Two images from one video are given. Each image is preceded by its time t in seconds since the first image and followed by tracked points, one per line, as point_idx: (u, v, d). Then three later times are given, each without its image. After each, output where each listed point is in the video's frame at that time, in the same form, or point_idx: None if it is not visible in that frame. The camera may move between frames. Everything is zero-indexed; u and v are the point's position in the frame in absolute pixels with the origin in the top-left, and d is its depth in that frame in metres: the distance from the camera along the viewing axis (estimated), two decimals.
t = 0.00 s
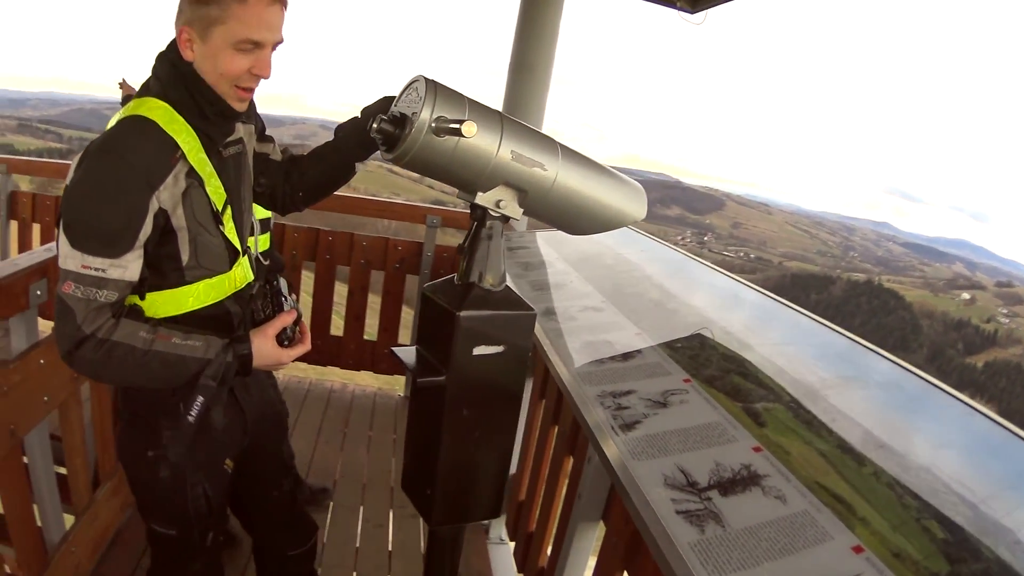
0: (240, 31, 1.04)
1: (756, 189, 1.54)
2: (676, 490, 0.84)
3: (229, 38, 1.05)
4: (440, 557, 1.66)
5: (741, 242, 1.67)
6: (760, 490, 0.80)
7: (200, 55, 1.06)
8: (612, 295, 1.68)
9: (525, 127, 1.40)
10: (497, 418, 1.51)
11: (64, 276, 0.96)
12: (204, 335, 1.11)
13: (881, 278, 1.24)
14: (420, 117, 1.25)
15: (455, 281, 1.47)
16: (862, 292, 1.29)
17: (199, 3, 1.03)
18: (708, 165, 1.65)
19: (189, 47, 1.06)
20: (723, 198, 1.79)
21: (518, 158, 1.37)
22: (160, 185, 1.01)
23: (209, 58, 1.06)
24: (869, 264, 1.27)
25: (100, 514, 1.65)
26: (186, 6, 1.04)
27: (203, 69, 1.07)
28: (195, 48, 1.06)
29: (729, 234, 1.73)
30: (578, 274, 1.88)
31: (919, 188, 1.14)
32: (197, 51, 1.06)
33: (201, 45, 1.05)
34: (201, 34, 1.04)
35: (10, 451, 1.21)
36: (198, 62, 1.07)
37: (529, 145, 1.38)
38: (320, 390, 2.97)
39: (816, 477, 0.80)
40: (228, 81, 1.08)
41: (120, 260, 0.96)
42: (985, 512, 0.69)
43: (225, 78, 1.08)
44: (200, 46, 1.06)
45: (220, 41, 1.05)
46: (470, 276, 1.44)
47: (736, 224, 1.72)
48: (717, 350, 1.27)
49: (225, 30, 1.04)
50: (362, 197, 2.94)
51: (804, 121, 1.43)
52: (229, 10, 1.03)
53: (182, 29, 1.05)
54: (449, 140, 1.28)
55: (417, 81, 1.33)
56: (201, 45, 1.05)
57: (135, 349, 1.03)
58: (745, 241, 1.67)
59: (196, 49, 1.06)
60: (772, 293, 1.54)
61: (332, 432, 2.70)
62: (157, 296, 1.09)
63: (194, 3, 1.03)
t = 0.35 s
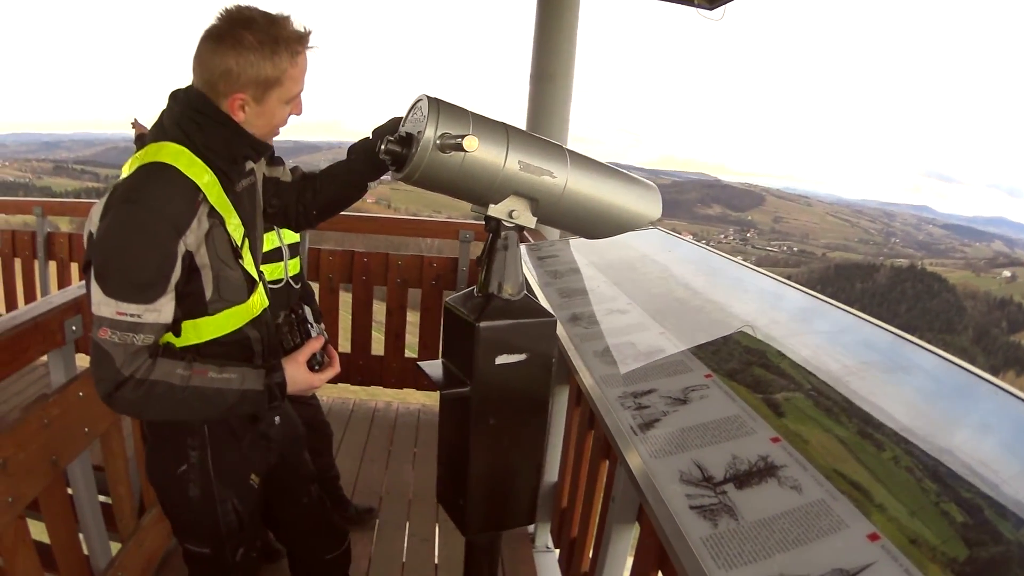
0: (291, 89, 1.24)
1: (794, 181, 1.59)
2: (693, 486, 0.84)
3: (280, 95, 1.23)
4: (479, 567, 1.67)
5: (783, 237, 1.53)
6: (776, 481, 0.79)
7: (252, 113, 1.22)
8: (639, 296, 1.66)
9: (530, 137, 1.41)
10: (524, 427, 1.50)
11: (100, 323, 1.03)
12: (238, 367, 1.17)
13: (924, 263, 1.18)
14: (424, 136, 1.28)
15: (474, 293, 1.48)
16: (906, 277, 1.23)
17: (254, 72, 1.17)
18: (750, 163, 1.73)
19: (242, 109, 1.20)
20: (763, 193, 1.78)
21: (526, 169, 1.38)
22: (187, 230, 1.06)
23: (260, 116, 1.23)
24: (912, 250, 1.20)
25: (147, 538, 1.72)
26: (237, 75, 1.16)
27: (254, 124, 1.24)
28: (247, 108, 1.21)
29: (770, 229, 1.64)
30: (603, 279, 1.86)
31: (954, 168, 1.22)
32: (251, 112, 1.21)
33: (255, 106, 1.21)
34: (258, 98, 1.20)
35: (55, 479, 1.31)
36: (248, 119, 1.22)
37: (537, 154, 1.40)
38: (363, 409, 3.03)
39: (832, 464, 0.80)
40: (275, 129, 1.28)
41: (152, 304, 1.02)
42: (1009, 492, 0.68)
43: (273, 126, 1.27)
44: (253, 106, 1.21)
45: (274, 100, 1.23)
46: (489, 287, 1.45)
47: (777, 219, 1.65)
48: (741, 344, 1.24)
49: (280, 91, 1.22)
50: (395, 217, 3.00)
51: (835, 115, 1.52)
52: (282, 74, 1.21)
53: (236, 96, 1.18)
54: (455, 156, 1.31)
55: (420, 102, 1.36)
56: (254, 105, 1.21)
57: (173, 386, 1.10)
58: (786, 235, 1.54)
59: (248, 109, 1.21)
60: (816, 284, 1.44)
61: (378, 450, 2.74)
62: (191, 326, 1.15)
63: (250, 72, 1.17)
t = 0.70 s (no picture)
0: (329, 142, 1.30)
1: (811, 171, 1.60)
2: (705, 481, 0.90)
3: (319, 148, 1.30)
4: None
5: (803, 227, 1.40)
6: (787, 472, 0.82)
7: (292, 164, 1.28)
8: (650, 297, 1.64)
9: (530, 147, 1.43)
10: (544, 434, 1.51)
11: (138, 358, 1.04)
12: (270, 399, 1.20)
13: (947, 242, 1.07)
14: (423, 153, 1.30)
15: (485, 304, 1.49)
16: (928, 259, 1.13)
17: (299, 129, 1.23)
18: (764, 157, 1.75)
19: (282, 161, 1.26)
20: (782, 185, 1.74)
21: (526, 179, 1.40)
22: (224, 271, 1.10)
23: (298, 167, 1.30)
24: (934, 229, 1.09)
25: (181, 565, 1.77)
26: (282, 132, 1.22)
27: (292, 173, 1.30)
28: (287, 160, 1.27)
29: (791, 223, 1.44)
30: (619, 282, 1.83)
31: (967, 145, 1.20)
32: (291, 163, 1.28)
33: (295, 158, 1.27)
34: (300, 151, 1.27)
35: (86, 512, 1.36)
36: (287, 169, 1.29)
37: (537, 165, 1.41)
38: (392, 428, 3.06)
39: (844, 452, 0.81)
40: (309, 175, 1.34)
41: (192, 342, 1.06)
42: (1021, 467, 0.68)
43: (308, 174, 1.34)
44: (293, 158, 1.27)
45: (313, 152, 1.30)
46: (500, 298, 1.46)
47: (796, 210, 1.60)
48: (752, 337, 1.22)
49: (319, 145, 1.28)
50: (415, 235, 3.02)
51: (841, 104, 1.55)
52: (324, 130, 1.27)
53: (280, 150, 1.24)
54: (454, 170, 1.33)
55: (419, 120, 1.38)
56: (295, 158, 1.27)
57: (208, 419, 1.12)
58: (806, 226, 1.40)
59: (288, 161, 1.27)
60: (842, 273, 1.35)
61: (409, 467, 2.76)
62: (229, 354, 1.19)
63: (295, 130, 1.23)
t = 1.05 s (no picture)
0: (362, 166, 1.28)
1: (825, 170, 1.60)
2: (713, 484, 0.91)
3: (351, 173, 1.28)
4: None
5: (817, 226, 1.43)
6: (795, 474, 0.82)
7: (326, 189, 1.26)
8: (660, 299, 1.63)
9: (534, 154, 1.43)
10: (555, 440, 1.51)
11: (169, 378, 1.03)
12: (295, 417, 1.20)
13: (961, 236, 1.11)
14: (427, 164, 1.31)
15: (494, 312, 1.50)
16: (942, 254, 1.15)
17: (335, 156, 1.20)
18: (775, 156, 1.76)
19: (317, 187, 1.24)
20: (794, 183, 1.73)
21: (531, 186, 1.40)
22: (261, 294, 1.07)
23: (331, 192, 1.27)
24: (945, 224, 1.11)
25: None
26: (318, 159, 1.19)
27: (325, 198, 1.28)
28: (322, 186, 1.25)
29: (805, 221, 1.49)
30: (630, 285, 1.80)
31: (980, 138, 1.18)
32: (325, 189, 1.25)
33: (329, 184, 1.25)
34: (334, 178, 1.24)
35: (101, 526, 1.38)
36: (321, 194, 1.26)
37: (541, 172, 1.41)
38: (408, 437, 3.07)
39: (853, 452, 0.81)
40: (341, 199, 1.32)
41: (225, 363, 1.04)
42: None
43: (339, 197, 1.32)
44: (327, 184, 1.25)
45: (347, 177, 1.27)
46: (508, 306, 1.46)
47: (810, 209, 1.54)
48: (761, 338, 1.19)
49: (354, 170, 1.26)
50: (427, 245, 3.04)
51: (849, 104, 1.59)
52: (357, 155, 1.24)
53: (315, 177, 1.21)
54: (459, 180, 1.33)
55: (423, 130, 1.39)
56: (329, 184, 1.25)
57: (236, 436, 1.11)
58: (821, 225, 1.43)
59: (323, 187, 1.25)
60: (856, 270, 1.32)
61: (426, 476, 2.76)
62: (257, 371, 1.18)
63: (331, 157, 1.20)
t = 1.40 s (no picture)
0: (385, 176, 1.22)
1: (838, 170, 1.61)
2: (723, 485, 0.90)
3: (375, 184, 1.22)
4: None
5: (831, 226, 1.43)
6: (806, 474, 0.82)
7: (348, 202, 1.21)
8: (672, 303, 1.61)
9: (540, 159, 1.44)
10: (568, 445, 1.50)
11: (196, 391, 1.01)
12: (321, 427, 1.17)
13: (974, 233, 1.10)
14: (434, 170, 1.32)
15: (504, 318, 1.49)
16: (958, 252, 1.13)
17: (356, 167, 1.15)
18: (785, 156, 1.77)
19: (340, 200, 1.19)
20: (807, 184, 1.72)
21: (538, 190, 1.41)
22: (287, 307, 1.04)
23: (353, 203, 1.21)
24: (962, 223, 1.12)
25: None
26: (340, 171, 1.14)
27: (348, 210, 1.22)
28: (344, 199, 1.19)
29: (818, 221, 1.50)
30: (642, 288, 1.80)
31: (989, 134, 1.17)
32: (348, 201, 1.20)
33: (353, 195, 1.20)
34: (357, 189, 1.19)
35: (115, 535, 1.39)
36: (344, 206, 1.21)
37: (548, 176, 1.42)
38: (423, 444, 3.08)
39: (864, 451, 0.80)
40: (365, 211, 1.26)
41: (252, 377, 1.02)
42: None
43: (362, 210, 1.26)
44: (350, 196, 1.20)
45: (370, 188, 1.21)
46: (518, 311, 1.45)
47: (823, 209, 1.55)
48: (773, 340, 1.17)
49: (377, 181, 1.20)
50: (440, 253, 3.05)
51: (860, 104, 1.56)
52: (379, 165, 1.19)
53: (337, 189, 1.16)
54: (467, 186, 1.34)
55: (429, 136, 1.40)
56: (352, 195, 1.20)
57: (262, 448, 1.09)
58: (834, 225, 1.43)
59: (346, 199, 1.20)
60: (871, 270, 1.32)
61: (441, 483, 2.76)
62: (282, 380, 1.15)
63: (353, 168, 1.15)
